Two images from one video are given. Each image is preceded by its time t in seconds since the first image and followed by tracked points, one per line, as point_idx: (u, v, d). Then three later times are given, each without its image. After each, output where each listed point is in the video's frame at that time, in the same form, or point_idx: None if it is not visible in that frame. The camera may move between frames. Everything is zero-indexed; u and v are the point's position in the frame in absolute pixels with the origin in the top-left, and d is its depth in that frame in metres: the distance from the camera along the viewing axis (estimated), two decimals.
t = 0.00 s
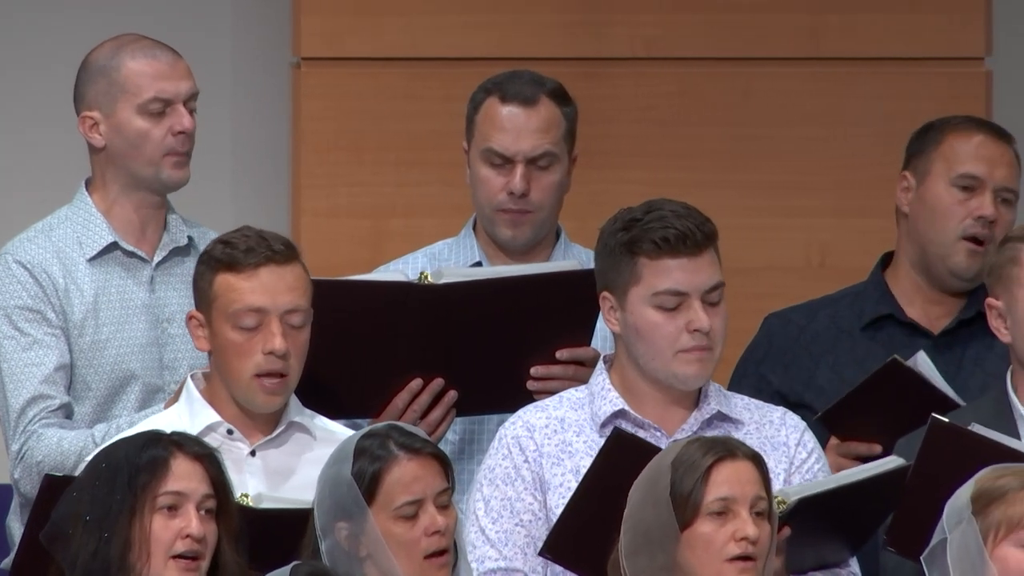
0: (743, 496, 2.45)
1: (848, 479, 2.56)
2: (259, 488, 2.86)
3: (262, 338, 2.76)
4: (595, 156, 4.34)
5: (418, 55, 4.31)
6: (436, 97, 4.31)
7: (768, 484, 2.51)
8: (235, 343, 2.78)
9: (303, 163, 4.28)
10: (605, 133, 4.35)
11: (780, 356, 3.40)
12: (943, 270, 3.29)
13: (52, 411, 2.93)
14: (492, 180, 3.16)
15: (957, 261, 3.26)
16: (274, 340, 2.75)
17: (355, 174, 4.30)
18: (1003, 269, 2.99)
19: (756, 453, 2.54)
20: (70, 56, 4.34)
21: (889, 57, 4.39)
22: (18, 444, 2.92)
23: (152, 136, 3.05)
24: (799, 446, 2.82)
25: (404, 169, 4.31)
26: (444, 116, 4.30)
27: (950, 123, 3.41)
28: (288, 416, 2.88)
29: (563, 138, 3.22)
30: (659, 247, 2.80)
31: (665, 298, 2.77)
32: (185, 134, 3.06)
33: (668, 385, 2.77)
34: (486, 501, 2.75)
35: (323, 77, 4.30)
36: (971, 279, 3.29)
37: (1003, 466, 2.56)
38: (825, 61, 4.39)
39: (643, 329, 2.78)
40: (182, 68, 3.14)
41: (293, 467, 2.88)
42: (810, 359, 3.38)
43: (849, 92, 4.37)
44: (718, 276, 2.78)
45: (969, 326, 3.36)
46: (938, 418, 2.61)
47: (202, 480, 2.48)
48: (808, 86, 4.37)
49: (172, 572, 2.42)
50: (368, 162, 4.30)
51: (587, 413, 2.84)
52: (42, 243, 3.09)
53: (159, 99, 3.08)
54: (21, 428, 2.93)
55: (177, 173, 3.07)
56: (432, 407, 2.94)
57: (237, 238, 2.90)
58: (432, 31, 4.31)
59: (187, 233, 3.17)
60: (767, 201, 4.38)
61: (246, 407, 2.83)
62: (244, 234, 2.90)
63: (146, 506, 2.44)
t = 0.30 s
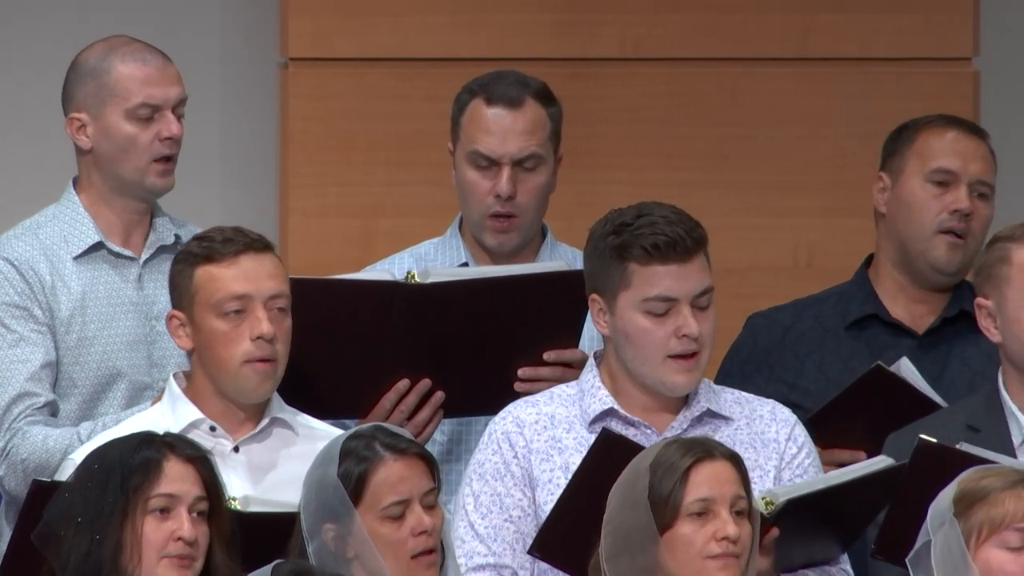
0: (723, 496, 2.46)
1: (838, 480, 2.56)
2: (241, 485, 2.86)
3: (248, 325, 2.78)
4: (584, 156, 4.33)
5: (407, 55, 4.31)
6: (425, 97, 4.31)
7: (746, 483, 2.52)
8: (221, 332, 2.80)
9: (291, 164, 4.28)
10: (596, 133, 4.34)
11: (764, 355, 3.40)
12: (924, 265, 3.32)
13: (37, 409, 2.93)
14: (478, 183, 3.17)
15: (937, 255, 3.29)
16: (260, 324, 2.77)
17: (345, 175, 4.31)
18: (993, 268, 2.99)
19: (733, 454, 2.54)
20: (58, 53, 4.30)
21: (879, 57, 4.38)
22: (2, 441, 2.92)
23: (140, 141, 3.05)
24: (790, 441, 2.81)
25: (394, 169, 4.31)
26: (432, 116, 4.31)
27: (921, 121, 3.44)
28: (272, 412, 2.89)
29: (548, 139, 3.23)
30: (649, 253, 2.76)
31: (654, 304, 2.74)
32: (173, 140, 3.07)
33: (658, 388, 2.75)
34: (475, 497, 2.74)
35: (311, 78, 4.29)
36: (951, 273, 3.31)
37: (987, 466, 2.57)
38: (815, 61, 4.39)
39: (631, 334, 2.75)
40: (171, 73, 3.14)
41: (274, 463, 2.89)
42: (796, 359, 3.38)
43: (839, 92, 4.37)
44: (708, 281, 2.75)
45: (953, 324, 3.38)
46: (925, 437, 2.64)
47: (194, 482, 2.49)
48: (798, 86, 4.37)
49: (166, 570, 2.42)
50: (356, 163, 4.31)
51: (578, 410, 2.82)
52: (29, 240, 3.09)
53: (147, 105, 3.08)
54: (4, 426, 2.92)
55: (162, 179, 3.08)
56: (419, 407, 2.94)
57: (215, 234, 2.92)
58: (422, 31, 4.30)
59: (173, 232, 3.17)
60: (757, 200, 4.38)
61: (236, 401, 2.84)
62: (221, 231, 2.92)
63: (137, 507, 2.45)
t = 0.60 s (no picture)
0: (702, 495, 2.48)
1: (827, 481, 2.58)
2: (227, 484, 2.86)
3: (232, 324, 2.77)
4: (570, 156, 4.33)
5: (391, 55, 4.31)
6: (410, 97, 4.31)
7: (726, 482, 2.53)
8: (205, 332, 2.79)
9: (278, 164, 4.26)
10: (579, 133, 4.33)
11: (748, 356, 3.40)
12: (900, 268, 3.32)
13: (24, 409, 2.92)
14: (465, 187, 3.17)
15: (910, 257, 3.29)
16: (245, 323, 2.76)
17: (330, 175, 4.30)
18: (977, 267, 2.99)
19: (713, 452, 2.56)
20: (41, 53, 4.28)
21: (862, 57, 4.40)
22: None
23: (126, 141, 3.04)
24: (778, 442, 2.80)
25: (379, 169, 4.31)
26: (418, 116, 4.30)
27: (891, 124, 3.45)
28: (257, 411, 2.88)
29: (534, 142, 3.23)
30: (639, 254, 2.76)
31: (645, 305, 2.73)
32: (159, 140, 3.06)
33: (647, 388, 2.75)
34: (464, 498, 2.73)
35: (297, 77, 4.28)
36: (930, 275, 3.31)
37: (972, 466, 2.58)
38: (798, 61, 4.40)
39: (621, 335, 2.75)
40: (158, 74, 3.13)
41: (258, 462, 2.89)
42: (780, 358, 3.38)
43: (823, 92, 4.38)
44: (698, 281, 2.74)
45: (936, 326, 3.39)
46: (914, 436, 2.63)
47: (185, 483, 2.48)
48: (781, 86, 4.38)
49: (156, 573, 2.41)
50: (343, 163, 4.30)
51: (566, 411, 2.82)
52: (16, 241, 3.08)
53: (134, 104, 3.07)
54: None
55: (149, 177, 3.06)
56: (408, 409, 2.93)
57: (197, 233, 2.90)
58: (407, 31, 4.30)
59: (160, 233, 3.16)
60: (742, 200, 4.38)
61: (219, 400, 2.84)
62: (204, 229, 2.90)
63: (128, 508, 2.43)
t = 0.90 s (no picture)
0: (689, 495, 2.48)
1: (815, 481, 2.58)
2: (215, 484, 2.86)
3: (220, 323, 2.77)
4: (557, 156, 4.33)
5: (379, 55, 4.31)
6: (397, 96, 4.30)
7: (714, 481, 2.53)
8: (193, 331, 2.79)
9: (266, 163, 4.25)
10: (567, 132, 4.33)
11: (729, 355, 3.41)
12: (885, 268, 3.33)
13: (12, 408, 2.92)
14: (451, 182, 3.21)
15: (898, 259, 3.30)
16: (232, 322, 2.76)
17: (319, 174, 4.30)
18: (965, 267, 3.00)
19: (699, 451, 2.56)
20: (28, 53, 4.27)
21: (849, 57, 4.40)
22: None
23: (114, 138, 3.04)
24: (767, 443, 2.81)
25: (366, 169, 4.30)
26: (405, 116, 4.30)
27: (878, 122, 3.46)
28: (244, 412, 2.88)
29: (520, 138, 3.27)
30: (627, 253, 2.76)
31: (632, 304, 2.73)
32: (146, 138, 3.05)
33: (634, 388, 2.75)
34: (452, 498, 2.73)
35: (286, 77, 4.28)
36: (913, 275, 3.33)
37: (958, 465, 2.61)
38: (787, 61, 4.39)
39: (610, 333, 2.75)
40: (145, 72, 3.12)
41: (245, 462, 2.89)
42: (762, 355, 3.40)
43: (811, 92, 4.38)
44: (687, 280, 2.74)
45: (919, 327, 3.40)
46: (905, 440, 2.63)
47: (171, 482, 2.47)
48: (770, 86, 4.37)
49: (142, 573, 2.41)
50: (331, 162, 4.30)
51: (554, 411, 2.82)
52: (3, 241, 3.08)
53: (121, 102, 3.06)
54: None
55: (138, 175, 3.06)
56: (395, 405, 2.94)
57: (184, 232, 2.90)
58: (395, 31, 4.30)
59: (148, 232, 3.15)
60: (730, 200, 4.38)
61: (204, 400, 2.83)
62: (190, 228, 2.90)
63: (114, 507, 2.43)
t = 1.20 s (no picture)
0: (676, 497, 2.47)
1: (804, 481, 2.58)
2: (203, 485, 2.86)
3: (203, 337, 2.75)
4: (546, 155, 4.33)
5: (369, 55, 4.32)
6: (386, 97, 4.32)
7: (702, 482, 2.53)
8: (178, 342, 2.76)
9: (256, 163, 4.24)
10: (557, 133, 4.33)
11: (717, 352, 3.41)
12: (875, 269, 3.35)
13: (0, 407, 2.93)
14: (441, 173, 3.23)
15: (888, 260, 3.32)
16: (215, 338, 2.74)
17: (308, 174, 4.30)
18: (955, 267, 3.00)
19: (687, 452, 2.56)
20: (18, 53, 4.27)
21: (838, 58, 4.41)
22: None
23: (102, 137, 3.04)
24: (754, 442, 2.81)
25: (355, 169, 4.31)
26: (395, 116, 4.31)
27: (871, 122, 3.46)
28: (232, 412, 2.88)
29: (510, 132, 3.29)
30: (613, 252, 2.76)
31: (619, 302, 2.74)
32: (135, 137, 3.06)
33: (621, 387, 2.75)
34: (440, 500, 2.73)
35: (275, 77, 4.27)
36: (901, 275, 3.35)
37: (948, 466, 2.62)
38: (776, 61, 4.39)
39: (596, 332, 2.75)
40: (133, 72, 3.13)
41: (233, 463, 2.88)
42: (748, 354, 3.40)
43: (800, 92, 4.38)
44: (672, 279, 2.75)
45: (902, 327, 3.42)
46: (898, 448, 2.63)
47: (160, 479, 2.47)
48: (760, 86, 4.37)
49: (133, 571, 2.41)
50: (321, 162, 4.30)
51: (541, 411, 2.82)
52: None
53: (110, 101, 3.07)
54: None
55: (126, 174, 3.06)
56: (383, 403, 2.95)
57: (176, 236, 2.88)
58: (385, 31, 4.30)
59: (137, 232, 3.15)
60: (719, 200, 4.38)
61: (189, 404, 2.82)
62: (183, 231, 2.88)
63: (103, 505, 2.43)
